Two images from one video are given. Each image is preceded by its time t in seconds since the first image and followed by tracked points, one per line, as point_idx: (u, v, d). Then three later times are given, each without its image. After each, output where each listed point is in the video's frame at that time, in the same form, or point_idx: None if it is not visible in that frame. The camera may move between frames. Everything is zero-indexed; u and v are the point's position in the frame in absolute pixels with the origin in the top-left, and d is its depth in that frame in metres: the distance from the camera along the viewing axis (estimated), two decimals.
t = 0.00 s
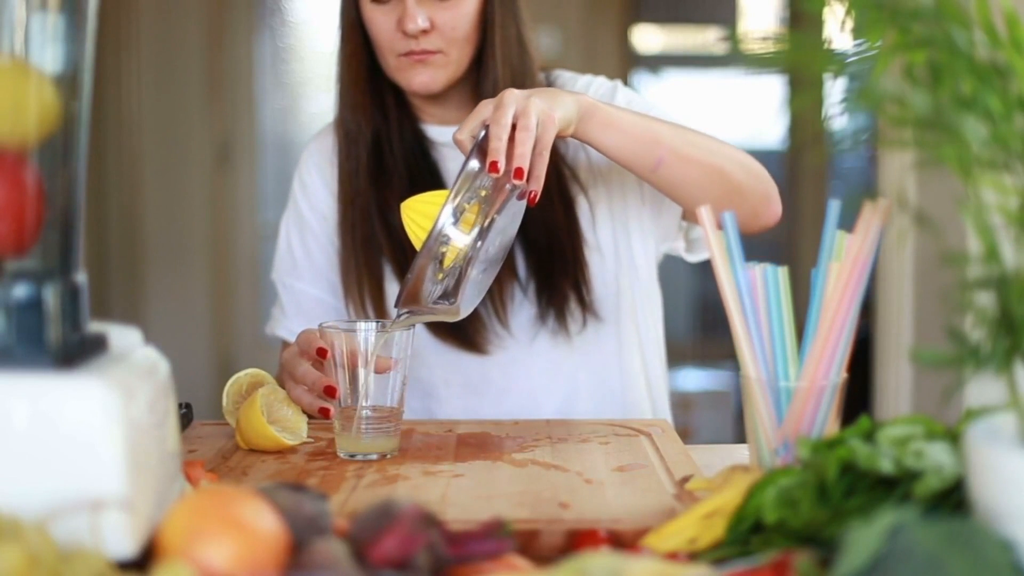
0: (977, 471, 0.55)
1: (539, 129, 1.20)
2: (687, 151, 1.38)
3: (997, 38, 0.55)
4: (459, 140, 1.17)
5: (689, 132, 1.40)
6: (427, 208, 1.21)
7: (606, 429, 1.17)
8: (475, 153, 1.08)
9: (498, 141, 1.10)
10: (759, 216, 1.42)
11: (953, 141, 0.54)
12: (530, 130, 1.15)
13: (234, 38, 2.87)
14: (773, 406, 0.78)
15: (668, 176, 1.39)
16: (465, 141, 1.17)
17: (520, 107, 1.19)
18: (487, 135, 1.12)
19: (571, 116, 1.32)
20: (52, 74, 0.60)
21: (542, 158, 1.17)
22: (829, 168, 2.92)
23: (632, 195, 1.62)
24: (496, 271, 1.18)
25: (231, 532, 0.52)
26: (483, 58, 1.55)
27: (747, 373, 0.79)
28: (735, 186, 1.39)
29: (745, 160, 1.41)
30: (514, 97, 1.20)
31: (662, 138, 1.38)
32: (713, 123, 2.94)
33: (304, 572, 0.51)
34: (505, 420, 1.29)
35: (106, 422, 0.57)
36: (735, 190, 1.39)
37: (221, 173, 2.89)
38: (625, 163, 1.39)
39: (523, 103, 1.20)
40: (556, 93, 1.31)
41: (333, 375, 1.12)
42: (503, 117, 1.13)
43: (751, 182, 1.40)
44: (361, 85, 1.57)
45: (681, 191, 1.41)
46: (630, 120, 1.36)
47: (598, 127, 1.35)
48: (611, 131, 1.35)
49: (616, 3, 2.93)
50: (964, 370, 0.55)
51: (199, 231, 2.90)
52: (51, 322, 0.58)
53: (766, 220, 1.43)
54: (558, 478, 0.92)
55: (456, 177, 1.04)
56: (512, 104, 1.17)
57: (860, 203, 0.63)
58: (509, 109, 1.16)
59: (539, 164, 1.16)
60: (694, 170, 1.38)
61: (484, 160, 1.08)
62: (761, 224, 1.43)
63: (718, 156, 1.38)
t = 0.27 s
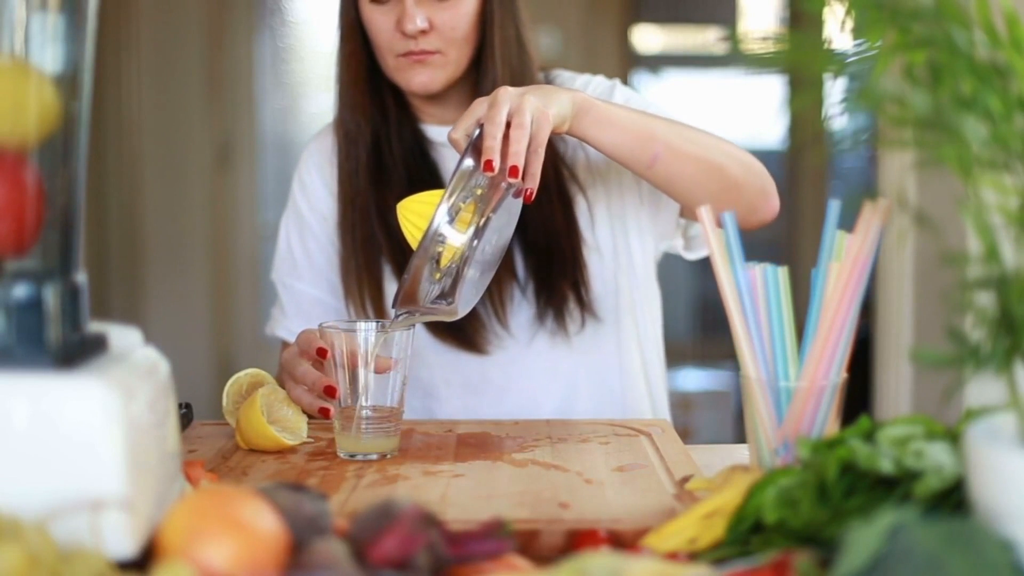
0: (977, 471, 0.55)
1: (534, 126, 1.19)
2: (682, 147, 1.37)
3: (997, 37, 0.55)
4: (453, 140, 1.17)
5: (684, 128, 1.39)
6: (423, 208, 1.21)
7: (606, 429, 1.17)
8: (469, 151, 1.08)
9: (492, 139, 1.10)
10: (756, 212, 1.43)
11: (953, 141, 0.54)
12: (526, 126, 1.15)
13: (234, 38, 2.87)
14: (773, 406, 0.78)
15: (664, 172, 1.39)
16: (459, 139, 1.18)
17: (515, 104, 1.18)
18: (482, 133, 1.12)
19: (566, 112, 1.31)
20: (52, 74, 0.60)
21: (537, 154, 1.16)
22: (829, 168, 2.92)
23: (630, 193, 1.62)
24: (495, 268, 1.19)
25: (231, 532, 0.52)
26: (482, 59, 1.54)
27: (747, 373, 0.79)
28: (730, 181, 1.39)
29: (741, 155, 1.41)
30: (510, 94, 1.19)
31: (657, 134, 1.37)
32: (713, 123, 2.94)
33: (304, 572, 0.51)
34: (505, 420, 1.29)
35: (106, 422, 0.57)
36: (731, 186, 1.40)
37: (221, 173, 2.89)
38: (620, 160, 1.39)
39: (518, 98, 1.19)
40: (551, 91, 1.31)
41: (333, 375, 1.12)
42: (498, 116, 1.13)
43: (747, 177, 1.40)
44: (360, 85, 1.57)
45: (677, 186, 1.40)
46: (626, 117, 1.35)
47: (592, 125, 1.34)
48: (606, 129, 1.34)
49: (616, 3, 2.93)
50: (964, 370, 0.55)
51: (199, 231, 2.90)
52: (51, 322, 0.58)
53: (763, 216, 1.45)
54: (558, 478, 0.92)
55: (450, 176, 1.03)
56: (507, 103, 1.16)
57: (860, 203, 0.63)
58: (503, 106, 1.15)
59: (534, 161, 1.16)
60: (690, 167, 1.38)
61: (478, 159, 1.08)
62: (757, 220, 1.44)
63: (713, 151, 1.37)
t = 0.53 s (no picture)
0: (977, 470, 0.55)
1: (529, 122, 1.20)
2: (677, 141, 1.38)
3: (997, 37, 0.55)
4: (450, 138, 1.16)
5: (680, 123, 1.39)
6: (421, 207, 1.21)
7: (606, 429, 1.17)
8: (465, 149, 1.09)
9: (488, 136, 1.10)
10: (754, 205, 1.41)
11: (953, 141, 0.54)
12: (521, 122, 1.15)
13: (234, 38, 2.87)
14: (773, 406, 0.78)
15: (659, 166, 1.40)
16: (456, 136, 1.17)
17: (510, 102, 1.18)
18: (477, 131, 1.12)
19: (561, 108, 1.30)
20: (52, 74, 0.60)
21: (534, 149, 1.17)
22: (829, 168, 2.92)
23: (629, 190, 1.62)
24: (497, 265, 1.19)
25: (231, 533, 0.52)
26: (480, 59, 1.54)
27: (747, 373, 0.79)
28: (728, 175, 1.39)
29: (738, 149, 1.41)
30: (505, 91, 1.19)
31: (653, 128, 1.38)
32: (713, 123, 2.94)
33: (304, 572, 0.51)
34: (505, 420, 1.29)
35: (106, 422, 0.57)
36: (728, 180, 1.39)
37: (221, 173, 2.89)
38: (617, 154, 1.39)
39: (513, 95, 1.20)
40: (547, 86, 1.30)
41: (333, 375, 1.12)
42: (493, 112, 1.13)
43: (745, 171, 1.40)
44: (358, 85, 1.58)
45: (672, 180, 1.41)
46: (620, 110, 1.36)
47: (586, 118, 1.35)
48: (600, 122, 1.35)
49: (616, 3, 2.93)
50: (964, 370, 0.55)
51: (199, 231, 2.90)
52: (51, 322, 0.58)
53: (761, 211, 1.42)
54: (558, 478, 0.92)
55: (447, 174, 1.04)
56: (501, 97, 1.16)
57: (860, 203, 0.63)
58: (498, 104, 1.15)
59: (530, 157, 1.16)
60: (685, 160, 1.38)
61: (474, 155, 1.08)
62: (755, 214, 1.43)
63: (709, 145, 1.37)
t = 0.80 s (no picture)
0: (977, 471, 0.55)
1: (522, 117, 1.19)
2: (670, 133, 1.37)
3: (997, 37, 0.55)
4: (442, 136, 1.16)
5: (674, 116, 1.39)
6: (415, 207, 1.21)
7: (606, 429, 1.17)
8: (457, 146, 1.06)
9: (479, 132, 1.08)
10: (751, 197, 1.41)
11: (953, 141, 0.54)
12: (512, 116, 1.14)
13: (234, 38, 2.87)
14: (773, 406, 0.78)
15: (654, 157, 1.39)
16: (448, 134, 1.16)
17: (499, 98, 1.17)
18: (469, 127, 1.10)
19: (553, 102, 1.32)
20: (52, 74, 0.60)
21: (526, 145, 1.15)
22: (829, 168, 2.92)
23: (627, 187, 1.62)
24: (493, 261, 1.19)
25: (231, 532, 0.52)
26: (480, 59, 1.54)
27: (747, 373, 0.79)
28: (724, 167, 1.38)
29: (733, 141, 1.40)
30: (494, 88, 1.18)
31: (647, 122, 1.37)
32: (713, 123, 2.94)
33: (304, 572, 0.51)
34: (505, 420, 1.29)
35: (106, 422, 0.57)
36: (724, 172, 1.39)
37: (221, 173, 2.89)
38: (611, 149, 1.39)
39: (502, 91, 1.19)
40: (537, 81, 1.31)
41: (333, 375, 1.12)
42: (484, 110, 1.12)
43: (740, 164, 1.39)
44: (357, 84, 1.58)
45: (667, 172, 1.40)
46: (612, 103, 1.36)
47: (579, 112, 1.35)
48: (594, 115, 1.35)
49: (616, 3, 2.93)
50: (964, 370, 0.55)
51: (200, 231, 2.90)
52: (51, 322, 0.58)
53: (759, 203, 1.42)
54: (558, 478, 0.92)
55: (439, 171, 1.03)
56: (491, 95, 1.16)
57: (860, 203, 0.63)
58: (489, 100, 1.14)
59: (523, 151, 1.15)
60: (679, 152, 1.38)
61: (467, 151, 1.06)
62: (751, 208, 1.42)
63: (704, 137, 1.37)
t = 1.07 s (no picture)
0: (977, 471, 0.55)
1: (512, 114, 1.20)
2: (663, 128, 1.37)
3: (997, 37, 0.55)
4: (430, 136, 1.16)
5: (665, 111, 1.39)
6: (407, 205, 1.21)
7: (606, 429, 1.17)
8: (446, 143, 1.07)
9: (470, 130, 1.08)
10: (746, 191, 1.41)
11: (953, 141, 0.54)
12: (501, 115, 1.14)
13: (234, 38, 2.86)
14: (773, 405, 0.78)
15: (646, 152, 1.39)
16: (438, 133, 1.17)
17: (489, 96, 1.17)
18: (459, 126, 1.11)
19: (544, 98, 1.31)
20: (52, 74, 0.60)
21: (518, 141, 1.15)
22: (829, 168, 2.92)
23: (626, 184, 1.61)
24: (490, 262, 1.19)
25: (231, 532, 0.52)
26: (480, 58, 1.53)
27: (747, 373, 0.80)
28: (718, 162, 1.39)
29: (725, 136, 1.40)
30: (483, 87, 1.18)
31: (638, 117, 1.37)
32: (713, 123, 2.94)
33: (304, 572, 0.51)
34: (505, 420, 1.29)
35: (106, 422, 0.57)
36: (717, 166, 1.39)
37: (221, 172, 2.89)
38: (603, 144, 1.39)
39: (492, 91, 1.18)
40: (526, 79, 1.30)
41: (333, 375, 1.12)
42: (473, 108, 1.11)
43: (734, 159, 1.39)
44: (358, 83, 1.58)
45: (660, 168, 1.40)
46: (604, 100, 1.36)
47: (569, 108, 1.35)
48: (583, 110, 1.35)
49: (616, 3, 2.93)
50: (964, 370, 0.55)
51: (200, 231, 2.90)
52: (51, 322, 0.58)
53: (755, 196, 1.43)
54: (558, 478, 0.92)
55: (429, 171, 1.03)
56: (480, 93, 1.16)
57: (860, 204, 0.63)
58: (478, 97, 1.14)
59: (514, 148, 1.14)
60: (671, 148, 1.38)
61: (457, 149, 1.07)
62: (749, 200, 1.43)
63: (698, 132, 1.37)
